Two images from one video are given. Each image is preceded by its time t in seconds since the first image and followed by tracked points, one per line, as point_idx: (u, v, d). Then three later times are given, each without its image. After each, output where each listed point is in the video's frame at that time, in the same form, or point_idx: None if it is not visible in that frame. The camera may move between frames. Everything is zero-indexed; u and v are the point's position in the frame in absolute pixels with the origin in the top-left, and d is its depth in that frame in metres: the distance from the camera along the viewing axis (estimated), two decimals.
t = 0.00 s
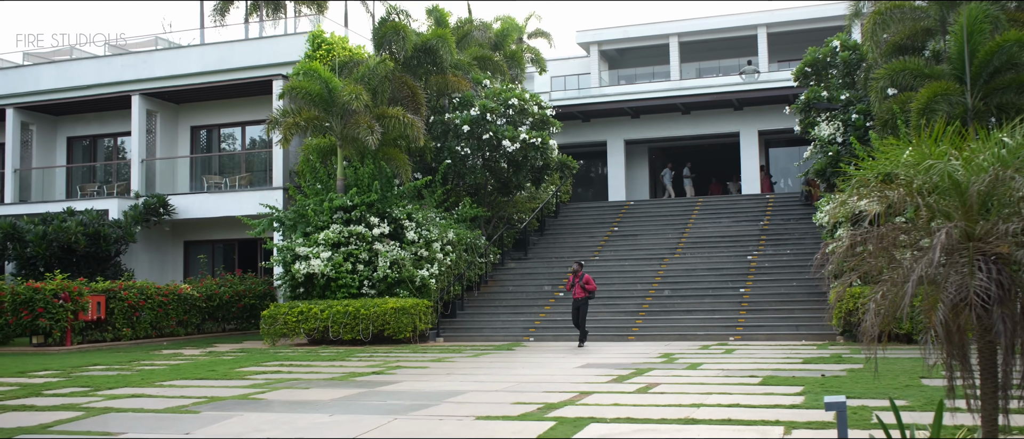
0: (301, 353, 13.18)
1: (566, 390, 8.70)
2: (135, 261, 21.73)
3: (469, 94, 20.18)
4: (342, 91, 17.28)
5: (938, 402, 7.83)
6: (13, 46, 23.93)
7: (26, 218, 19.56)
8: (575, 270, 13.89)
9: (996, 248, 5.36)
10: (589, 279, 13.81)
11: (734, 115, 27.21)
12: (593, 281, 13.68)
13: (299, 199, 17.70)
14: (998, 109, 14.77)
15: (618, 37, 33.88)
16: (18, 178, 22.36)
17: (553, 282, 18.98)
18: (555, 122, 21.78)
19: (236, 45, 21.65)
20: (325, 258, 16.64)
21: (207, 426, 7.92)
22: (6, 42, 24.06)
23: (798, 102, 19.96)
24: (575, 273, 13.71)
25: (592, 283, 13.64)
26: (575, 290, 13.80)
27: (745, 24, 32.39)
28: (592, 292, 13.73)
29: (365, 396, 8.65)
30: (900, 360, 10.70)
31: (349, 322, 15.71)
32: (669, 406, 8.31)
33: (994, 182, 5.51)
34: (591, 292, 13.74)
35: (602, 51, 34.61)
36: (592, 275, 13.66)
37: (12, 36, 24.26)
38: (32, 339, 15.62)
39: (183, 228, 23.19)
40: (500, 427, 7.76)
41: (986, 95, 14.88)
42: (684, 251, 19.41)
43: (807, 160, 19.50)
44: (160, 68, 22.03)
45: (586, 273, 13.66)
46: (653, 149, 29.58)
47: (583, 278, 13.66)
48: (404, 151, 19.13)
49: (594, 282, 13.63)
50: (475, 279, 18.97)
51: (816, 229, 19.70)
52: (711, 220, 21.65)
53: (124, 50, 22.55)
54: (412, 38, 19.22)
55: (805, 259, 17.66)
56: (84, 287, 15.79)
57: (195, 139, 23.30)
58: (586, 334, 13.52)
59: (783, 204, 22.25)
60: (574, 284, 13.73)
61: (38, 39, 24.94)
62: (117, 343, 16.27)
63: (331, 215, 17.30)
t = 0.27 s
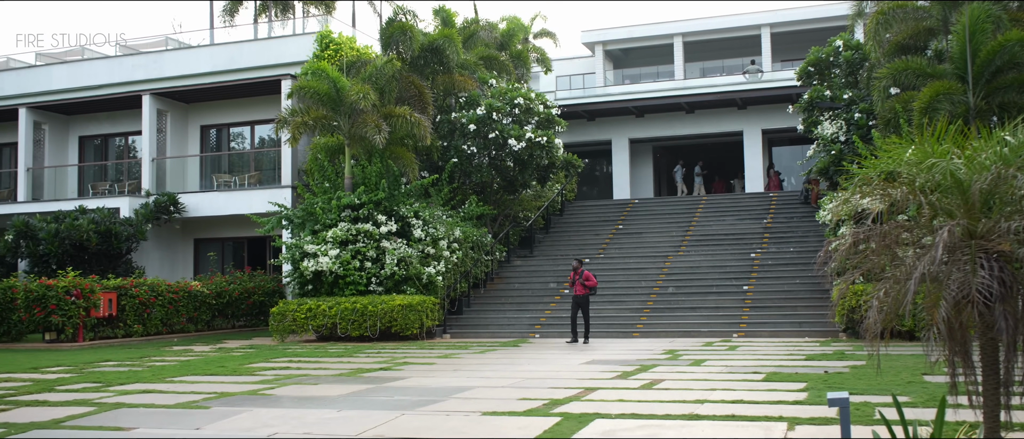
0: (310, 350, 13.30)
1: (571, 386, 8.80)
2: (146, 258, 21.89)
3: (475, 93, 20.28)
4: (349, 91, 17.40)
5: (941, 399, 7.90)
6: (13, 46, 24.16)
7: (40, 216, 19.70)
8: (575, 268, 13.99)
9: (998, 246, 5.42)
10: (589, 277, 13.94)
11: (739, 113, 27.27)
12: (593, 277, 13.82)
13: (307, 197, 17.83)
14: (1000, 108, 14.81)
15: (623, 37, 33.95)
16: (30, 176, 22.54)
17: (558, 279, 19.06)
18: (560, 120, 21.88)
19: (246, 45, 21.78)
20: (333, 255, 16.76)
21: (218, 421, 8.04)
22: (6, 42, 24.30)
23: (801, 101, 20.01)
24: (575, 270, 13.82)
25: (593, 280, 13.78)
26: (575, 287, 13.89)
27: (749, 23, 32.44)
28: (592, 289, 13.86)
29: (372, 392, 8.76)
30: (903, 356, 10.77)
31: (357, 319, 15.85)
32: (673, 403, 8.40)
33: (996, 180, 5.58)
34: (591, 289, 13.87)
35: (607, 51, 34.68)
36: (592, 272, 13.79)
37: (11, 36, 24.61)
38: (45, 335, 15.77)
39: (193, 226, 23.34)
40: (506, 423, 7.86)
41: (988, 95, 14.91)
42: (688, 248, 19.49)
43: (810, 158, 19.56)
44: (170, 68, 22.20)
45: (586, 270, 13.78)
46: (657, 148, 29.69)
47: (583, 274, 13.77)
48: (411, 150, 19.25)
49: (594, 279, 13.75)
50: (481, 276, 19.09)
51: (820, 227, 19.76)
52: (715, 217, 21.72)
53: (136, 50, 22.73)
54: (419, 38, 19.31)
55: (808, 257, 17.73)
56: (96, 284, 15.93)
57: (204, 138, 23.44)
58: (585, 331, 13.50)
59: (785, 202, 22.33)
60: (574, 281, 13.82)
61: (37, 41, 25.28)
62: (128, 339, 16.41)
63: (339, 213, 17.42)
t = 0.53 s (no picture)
0: (319, 345, 13.41)
1: (578, 381, 8.87)
2: (157, 254, 22.02)
3: (482, 91, 20.37)
4: (358, 89, 17.50)
5: (945, 394, 7.94)
6: (14, 46, 24.43)
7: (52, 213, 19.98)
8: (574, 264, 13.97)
9: (1002, 242, 5.48)
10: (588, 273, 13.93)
11: (745, 111, 27.29)
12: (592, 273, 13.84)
13: (316, 194, 17.94)
14: (1004, 105, 14.87)
15: (629, 35, 34.00)
16: (43, 174, 22.74)
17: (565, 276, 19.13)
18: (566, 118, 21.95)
19: (255, 44, 21.87)
20: (342, 252, 16.87)
21: (228, 415, 8.15)
22: (7, 42, 24.81)
23: (806, 98, 20.04)
24: (575, 267, 13.80)
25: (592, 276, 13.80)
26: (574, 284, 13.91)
27: (755, 21, 32.45)
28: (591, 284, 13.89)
29: (380, 387, 8.85)
30: (908, 351, 10.81)
31: (365, 314, 15.92)
32: (678, 398, 8.47)
33: (1000, 176, 5.64)
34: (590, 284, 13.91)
35: (613, 49, 34.72)
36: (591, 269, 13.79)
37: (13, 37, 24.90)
38: (57, 331, 15.90)
39: (203, 223, 23.47)
40: (513, 418, 7.94)
41: (992, 91, 14.96)
42: (694, 245, 19.54)
43: (815, 155, 19.59)
44: (181, 67, 22.35)
45: (585, 267, 13.77)
46: (664, 145, 29.73)
47: (583, 271, 13.76)
48: (419, 147, 19.35)
49: (594, 276, 13.77)
50: (488, 272, 19.17)
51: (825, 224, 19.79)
52: (721, 214, 21.76)
53: (147, 50, 22.88)
54: (427, 36, 19.41)
55: (814, 253, 17.77)
56: (107, 280, 16.05)
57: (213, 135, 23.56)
58: (585, 327, 13.51)
59: (790, 199, 22.37)
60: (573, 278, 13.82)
61: (37, 41, 25.72)
62: (139, 335, 16.55)
63: (348, 209, 17.53)
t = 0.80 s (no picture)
0: (326, 341, 13.44)
1: (585, 378, 8.87)
2: (166, 251, 22.09)
3: (489, 88, 20.34)
4: (365, 86, 17.50)
5: (954, 391, 7.92)
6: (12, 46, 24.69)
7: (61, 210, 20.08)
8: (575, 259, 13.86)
9: (1012, 239, 5.46)
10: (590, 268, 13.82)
11: (753, 108, 27.23)
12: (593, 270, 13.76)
13: (323, 191, 17.97)
14: (1013, 101, 14.84)
15: (635, 32, 33.95)
16: (51, 171, 22.84)
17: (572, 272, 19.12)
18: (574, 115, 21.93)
19: (262, 41, 21.88)
20: (349, 249, 16.89)
21: (235, 412, 8.17)
22: (7, 42, 24.91)
23: (815, 95, 20.03)
24: (576, 262, 13.71)
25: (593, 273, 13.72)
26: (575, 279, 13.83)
27: (762, 18, 32.36)
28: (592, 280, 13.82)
29: (388, 384, 8.86)
30: (915, 349, 10.78)
31: (372, 311, 15.94)
32: (686, 395, 8.46)
33: (1010, 173, 5.60)
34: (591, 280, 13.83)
35: (620, 46, 34.67)
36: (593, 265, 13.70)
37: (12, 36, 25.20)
38: (66, 327, 15.96)
39: (211, 220, 23.54)
40: (520, 416, 7.95)
41: (1001, 88, 14.91)
42: (701, 242, 19.51)
43: (822, 152, 19.53)
44: (188, 64, 22.36)
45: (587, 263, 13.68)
46: (671, 142, 29.70)
47: (584, 267, 13.67)
48: (426, 145, 19.35)
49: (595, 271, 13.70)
50: (495, 270, 19.17)
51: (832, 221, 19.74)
52: (728, 211, 21.72)
53: (154, 47, 22.93)
54: (434, 33, 19.41)
55: (821, 250, 17.73)
56: (116, 276, 16.09)
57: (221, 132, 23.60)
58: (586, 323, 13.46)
59: (797, 196, 22.32)
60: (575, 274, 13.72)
61: (37, 40, 25.95)
62: (148, 331, 16.60)
63: (355, 206, 17.56)
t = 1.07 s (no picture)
0: (332, 341, 13.45)
1: (591, 379, 8.87)
2: (172, 251, 22.13)
3: (495, 88, 20.35)
4: (371, 86, 17.52)
5: (961, 392, 7.90)
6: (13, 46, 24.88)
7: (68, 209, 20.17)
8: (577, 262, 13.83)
9: (1020, 240, 5.44)
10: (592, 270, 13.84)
11: (759, 108, 27.18)
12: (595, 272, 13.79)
13: (329, 191, 18.00)
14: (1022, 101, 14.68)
15: (642, 32, 33.91)
16: (59, 170, 22.93)
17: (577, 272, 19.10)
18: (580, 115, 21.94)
19: (269, 41, 21.91)
20: (355, 249, 16.90)
21: (242, 411, 8.19)
22: (7, 42, 24.95)
23: (821, 95, 19.94)
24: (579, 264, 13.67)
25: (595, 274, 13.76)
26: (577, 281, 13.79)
27: (768, 18, 32.31)
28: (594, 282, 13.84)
29: (394, 384, 8.86)
30: (922, 350, 10.75)
31: (378, 311, 15.96)
32: (692, 396, 8.46)
33: (1018, 173, 5.59)
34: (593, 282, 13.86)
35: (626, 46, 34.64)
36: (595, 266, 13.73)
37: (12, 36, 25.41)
38: (73, 327, 15.99)
39: (217, 219, 23.57)
40: (526, 417, 7.96)
41: (1009, 88, 14.80)
42: (707, 242, 19.47)
43: (829, 152, 19.47)
44: (195, 63, 22.41)
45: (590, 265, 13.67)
46: (678, 143, 29.66)
47: (587, 269, 13.64)
48: (432, 145, 19.35)
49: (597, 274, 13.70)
50: (501, 270, 19.17)
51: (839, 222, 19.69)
52: (734, 211, 21.68)
53: (161, 47, 22.94)
54: (440, 33, 19.41)
55: (827, 250, 17.69)
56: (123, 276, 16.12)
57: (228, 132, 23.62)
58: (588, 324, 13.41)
59: (804, 196, 22.27)
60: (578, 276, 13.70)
61: (37, 41, 26.05)
62: (154, 331, 16.63)
63: (361, 206, 17.57)
